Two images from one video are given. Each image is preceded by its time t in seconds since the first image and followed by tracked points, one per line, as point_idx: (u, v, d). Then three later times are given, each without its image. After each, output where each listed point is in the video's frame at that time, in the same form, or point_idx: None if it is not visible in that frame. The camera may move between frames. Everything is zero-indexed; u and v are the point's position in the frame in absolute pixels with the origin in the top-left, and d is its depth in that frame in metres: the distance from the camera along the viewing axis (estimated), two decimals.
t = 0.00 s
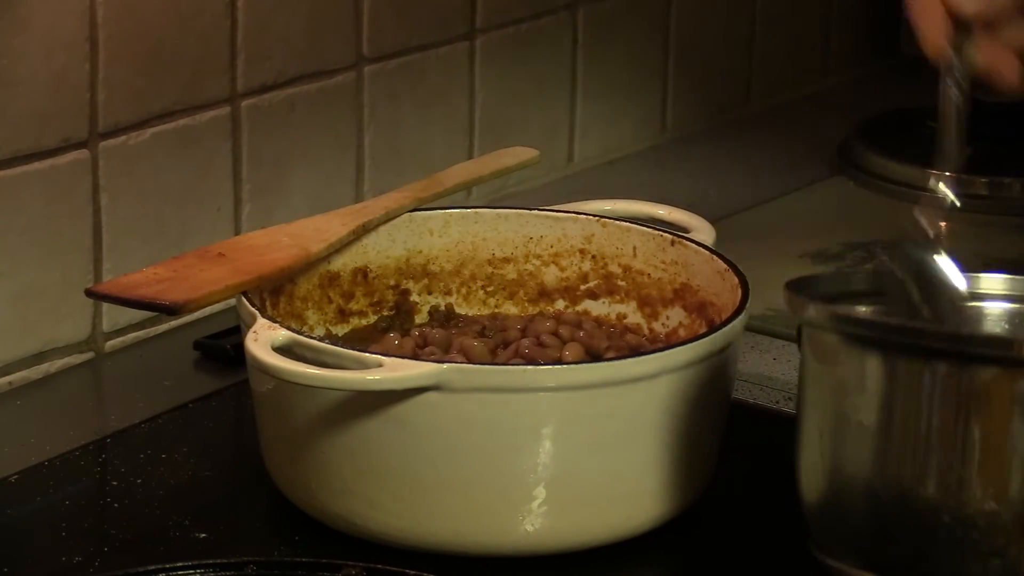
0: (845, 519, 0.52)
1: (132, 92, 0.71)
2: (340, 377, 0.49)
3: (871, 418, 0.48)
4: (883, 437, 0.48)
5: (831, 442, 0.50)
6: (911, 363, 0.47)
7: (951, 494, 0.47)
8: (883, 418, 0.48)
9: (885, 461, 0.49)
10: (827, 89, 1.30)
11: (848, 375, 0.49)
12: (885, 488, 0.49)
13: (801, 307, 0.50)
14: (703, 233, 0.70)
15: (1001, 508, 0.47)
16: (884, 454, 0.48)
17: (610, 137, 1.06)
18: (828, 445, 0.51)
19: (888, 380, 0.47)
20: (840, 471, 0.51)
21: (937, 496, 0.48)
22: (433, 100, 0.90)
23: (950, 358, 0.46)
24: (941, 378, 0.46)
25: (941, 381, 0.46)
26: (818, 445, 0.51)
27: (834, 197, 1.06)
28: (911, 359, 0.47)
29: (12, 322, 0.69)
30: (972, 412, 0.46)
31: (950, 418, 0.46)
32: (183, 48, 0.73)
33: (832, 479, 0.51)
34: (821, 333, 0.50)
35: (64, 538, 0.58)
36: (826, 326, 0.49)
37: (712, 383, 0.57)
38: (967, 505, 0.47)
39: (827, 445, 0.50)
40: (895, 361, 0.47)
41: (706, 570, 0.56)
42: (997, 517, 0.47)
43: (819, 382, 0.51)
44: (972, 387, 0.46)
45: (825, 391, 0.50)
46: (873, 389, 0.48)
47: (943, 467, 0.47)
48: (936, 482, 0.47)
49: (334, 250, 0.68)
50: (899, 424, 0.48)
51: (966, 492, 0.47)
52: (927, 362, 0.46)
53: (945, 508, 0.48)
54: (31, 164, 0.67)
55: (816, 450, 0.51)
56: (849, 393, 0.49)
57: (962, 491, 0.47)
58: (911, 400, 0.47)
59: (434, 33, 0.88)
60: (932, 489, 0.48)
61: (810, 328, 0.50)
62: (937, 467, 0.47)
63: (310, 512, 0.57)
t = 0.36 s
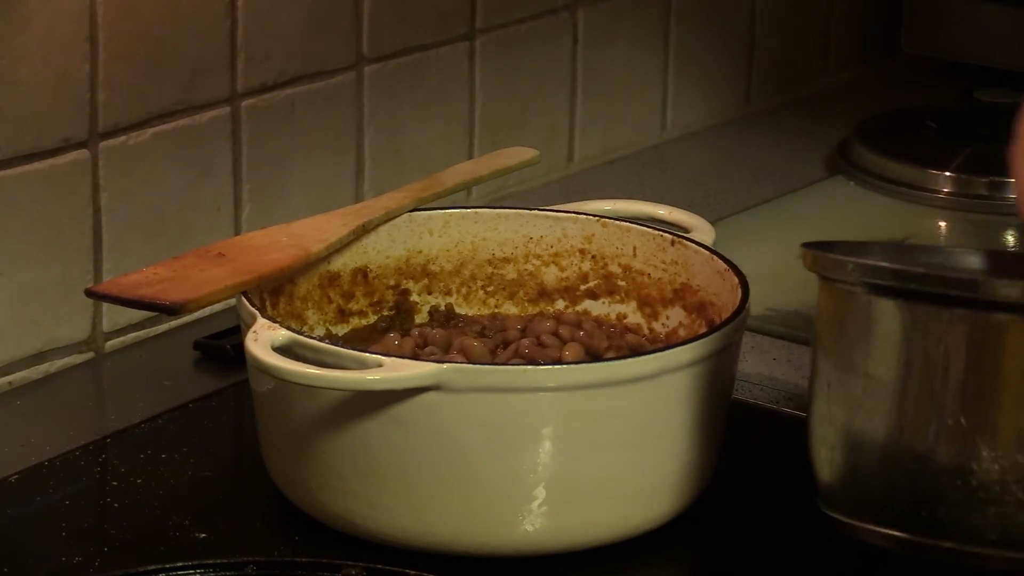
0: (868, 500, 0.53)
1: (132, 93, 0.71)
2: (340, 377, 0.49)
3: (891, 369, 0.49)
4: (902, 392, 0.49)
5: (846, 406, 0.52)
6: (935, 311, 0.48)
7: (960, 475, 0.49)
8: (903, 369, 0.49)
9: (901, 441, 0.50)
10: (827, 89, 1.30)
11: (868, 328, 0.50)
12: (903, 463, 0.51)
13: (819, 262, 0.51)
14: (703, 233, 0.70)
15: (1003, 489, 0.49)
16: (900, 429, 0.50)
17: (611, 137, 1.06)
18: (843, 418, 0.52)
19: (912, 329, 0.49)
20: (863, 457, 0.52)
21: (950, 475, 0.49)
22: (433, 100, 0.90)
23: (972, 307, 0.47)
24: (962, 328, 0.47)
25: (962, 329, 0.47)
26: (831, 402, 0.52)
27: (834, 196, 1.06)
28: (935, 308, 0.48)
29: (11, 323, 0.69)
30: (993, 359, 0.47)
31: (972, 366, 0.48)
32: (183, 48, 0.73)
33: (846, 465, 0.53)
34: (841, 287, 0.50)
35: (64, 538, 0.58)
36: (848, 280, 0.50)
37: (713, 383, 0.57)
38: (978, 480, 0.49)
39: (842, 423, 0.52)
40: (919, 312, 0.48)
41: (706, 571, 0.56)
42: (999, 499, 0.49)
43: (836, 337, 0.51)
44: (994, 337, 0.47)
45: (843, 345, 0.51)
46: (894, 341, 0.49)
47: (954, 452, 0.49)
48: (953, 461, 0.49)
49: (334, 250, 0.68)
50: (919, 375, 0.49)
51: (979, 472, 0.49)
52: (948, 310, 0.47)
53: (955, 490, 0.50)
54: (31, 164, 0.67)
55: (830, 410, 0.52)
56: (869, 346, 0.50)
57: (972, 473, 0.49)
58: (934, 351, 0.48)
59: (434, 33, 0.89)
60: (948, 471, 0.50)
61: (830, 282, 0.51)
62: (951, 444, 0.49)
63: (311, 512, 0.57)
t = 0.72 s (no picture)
0: (856, 512, 0.52)
1: (132, 92, 0.71)
2: (341, 377, 0.49)
3: (879, 414, 0.50)
4: (892, 430, 0.50)
5: (839, 444, 0.52)
6: (912, 360, 0.49)
7: (955, 482, 0.49)
8: (892, 410, 0.50)
9: (895, 452, 0.50)
10: (827, 89, 1.30)
11: (851, 375, 0.51)
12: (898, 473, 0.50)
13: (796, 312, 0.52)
14: (703, 233, 0.70)
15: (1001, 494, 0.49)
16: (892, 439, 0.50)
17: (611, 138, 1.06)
18: (836, 452, 0.52)
19: (892, 378, 0.50)
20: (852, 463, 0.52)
21: (943, 487, 0.50)
22: (433, 100, 0.90)
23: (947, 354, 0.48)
24: (943, 370, 0.48)
25: (942, 374, 0.48)
26: (824, 445, 0.53)
27: (833, 195, 1.06)
28: (910, 356, 0.49)
29: (12, 323, 0.69)
30: (975, 394, 0.48)
31: (953, 407, 0.49)
32: (183, 48, 0.73)
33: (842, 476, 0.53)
34: (823, 338, 0.52)
35: (64, 538, 0.58)
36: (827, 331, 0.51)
37: (713, 383, 0.57)
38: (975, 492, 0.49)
39: (837, 445, 0.52)
40: (897, 361, 0.49)
41: (707, 570, 0.56)
42: (997, 500, 0.49)
43: (824, 384, 0.52)
44: (973, 381, 0.48)
45: (830, 393, 0.52)
46: (877, 388, 0.50)
47: (950, 463, 0.49)
48: (946, 473, 0.49)
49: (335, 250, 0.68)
50: (906, 412, 0.50)
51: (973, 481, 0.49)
52: (927, 359, 0.49)
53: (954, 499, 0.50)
54: (31, 164, 0.67)
55: (824, 454, 0.53)
56: (854, 394, 0.51)
57: (967, 483, 0.49)
58: (913, 398, 0.49)
59: (434, 33, 0.89)
60: (939, 482, 0.50)
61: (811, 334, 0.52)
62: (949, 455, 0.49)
63: (310, 512, 0.57)
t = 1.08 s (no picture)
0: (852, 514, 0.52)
1: (132, 92, 0.71)
2: (340, 377, 0.49)
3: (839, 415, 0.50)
4: (860, 435, 0.50)
5: (800, 442, 0.52)
6: (871, 363, 0.48)
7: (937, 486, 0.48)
8: (855, 412, 0.49)
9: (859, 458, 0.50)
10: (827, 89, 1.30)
11: (812, 373, 0.51)
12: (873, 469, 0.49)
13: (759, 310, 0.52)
14: (703, 233, 0.70)
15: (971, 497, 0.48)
16: (854, 438, 0.50)
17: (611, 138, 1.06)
18: (803, 452, 0.52)
19: (852, 380, 0.49)
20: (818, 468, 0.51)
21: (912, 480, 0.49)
22: (433, 100, 0.90)
23: (908, 359, 0.47)
24: (904, 375, 0.48)
25: (903, 379, 0.48)
26: (788, 442, 0.53)
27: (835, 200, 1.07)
28: (870, 359, 0.48)
29: (12, 323, 0.69)
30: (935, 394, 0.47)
31: (914, 409, 0.48)
32: (183, 48, 0.73)
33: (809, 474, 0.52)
34: (787, 336, 0.51)
35: (64, 538, 0.58)
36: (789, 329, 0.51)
37: (713, 384, 0.57)
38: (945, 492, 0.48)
39: (803, 440, 0.52)
40: (857, 363, 0.49)
41: (707, 570, 0.56)
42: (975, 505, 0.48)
43: (788, 381, 0.52)
44: (933, 385, 0.47)
45: (792, 389, 0.52)
46: (838, 388, 0.50)
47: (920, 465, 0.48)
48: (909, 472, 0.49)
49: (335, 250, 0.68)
50: (864, 400, 0.49)
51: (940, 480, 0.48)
52: (889, 363, 0.48)
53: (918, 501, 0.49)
54: (31, 164, 0.67)
55: (789, 452, 0.53)
56: (815, 391, 0.51)
57: (932, 485, 0.48)
58: (874, 400, 0.49)
59: (433, 33, 0.88)
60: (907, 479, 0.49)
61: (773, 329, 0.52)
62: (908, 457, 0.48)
63: (311, 513, 0.57)
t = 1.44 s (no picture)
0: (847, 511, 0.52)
1: (132, 92, 0.71)
2: (340, 376, 0.49)
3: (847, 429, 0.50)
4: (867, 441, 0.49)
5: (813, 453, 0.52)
6: (881, 381, 0.48)
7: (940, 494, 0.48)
8: (864, 425, 0.49)
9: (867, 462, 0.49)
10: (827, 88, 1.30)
11: (823, 387, 0.50)
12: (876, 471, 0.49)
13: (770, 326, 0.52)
14: (703, 232, 0.70)
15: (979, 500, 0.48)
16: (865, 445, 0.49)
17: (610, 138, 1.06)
18: (810, 453, 0.52)
19: (862, 395, 0.49)
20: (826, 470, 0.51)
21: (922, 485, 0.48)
22: (432, 99, 0.90)
23: (917, 377, 0.47)
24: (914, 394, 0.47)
25: (913, 396, 0.47)
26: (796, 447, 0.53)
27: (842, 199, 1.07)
28: (879, 377, 0.48)
29: (12, 323, 0.69)
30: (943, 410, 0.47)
31: (927, 428, 0.47)
32: (183, 48, 0.73)
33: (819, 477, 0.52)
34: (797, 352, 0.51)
35: (64, 538, 0.58)
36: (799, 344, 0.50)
37: (713, 383, 0.57)
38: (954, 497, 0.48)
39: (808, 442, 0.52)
40: (867, 379, 0.48)
41: (707, 570, 0.56)
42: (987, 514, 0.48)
43: (799, 394, 0.52)
44: (943, 401, 0.47)
45: (805, 401, 0.52)
46: (848, 403, 0.49)
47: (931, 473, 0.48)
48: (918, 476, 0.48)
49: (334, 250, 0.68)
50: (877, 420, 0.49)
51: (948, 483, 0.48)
52: (898, 381, 0.47)
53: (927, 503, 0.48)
54: (31, 164, 0.67)
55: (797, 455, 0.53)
56: (827, 404, 0.50)
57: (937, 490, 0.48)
58: (883, 415, 0.48)
59: (433, 33, 0.88)
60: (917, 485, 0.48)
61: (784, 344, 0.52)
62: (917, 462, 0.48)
63: (311, 512, 0.57)
